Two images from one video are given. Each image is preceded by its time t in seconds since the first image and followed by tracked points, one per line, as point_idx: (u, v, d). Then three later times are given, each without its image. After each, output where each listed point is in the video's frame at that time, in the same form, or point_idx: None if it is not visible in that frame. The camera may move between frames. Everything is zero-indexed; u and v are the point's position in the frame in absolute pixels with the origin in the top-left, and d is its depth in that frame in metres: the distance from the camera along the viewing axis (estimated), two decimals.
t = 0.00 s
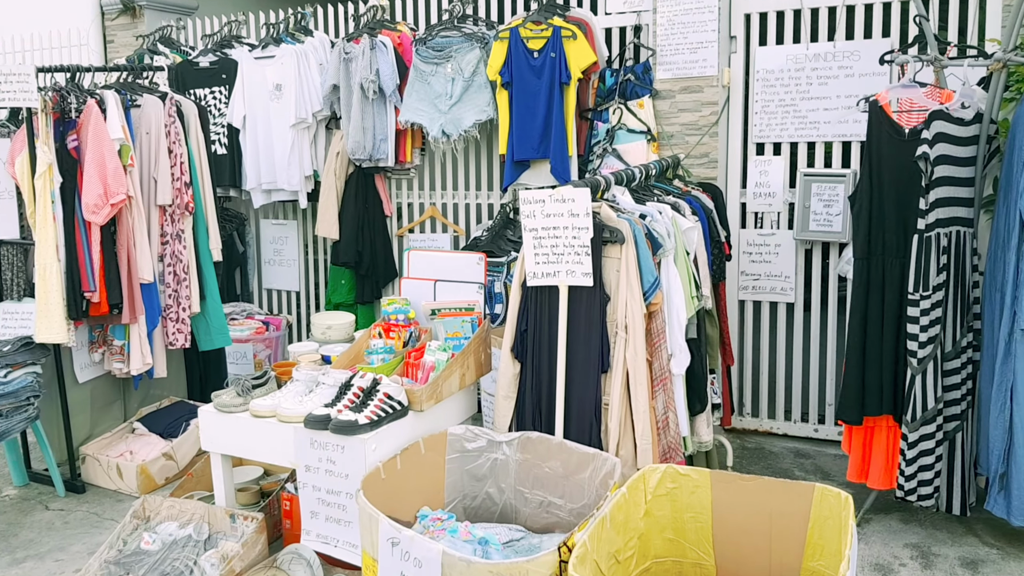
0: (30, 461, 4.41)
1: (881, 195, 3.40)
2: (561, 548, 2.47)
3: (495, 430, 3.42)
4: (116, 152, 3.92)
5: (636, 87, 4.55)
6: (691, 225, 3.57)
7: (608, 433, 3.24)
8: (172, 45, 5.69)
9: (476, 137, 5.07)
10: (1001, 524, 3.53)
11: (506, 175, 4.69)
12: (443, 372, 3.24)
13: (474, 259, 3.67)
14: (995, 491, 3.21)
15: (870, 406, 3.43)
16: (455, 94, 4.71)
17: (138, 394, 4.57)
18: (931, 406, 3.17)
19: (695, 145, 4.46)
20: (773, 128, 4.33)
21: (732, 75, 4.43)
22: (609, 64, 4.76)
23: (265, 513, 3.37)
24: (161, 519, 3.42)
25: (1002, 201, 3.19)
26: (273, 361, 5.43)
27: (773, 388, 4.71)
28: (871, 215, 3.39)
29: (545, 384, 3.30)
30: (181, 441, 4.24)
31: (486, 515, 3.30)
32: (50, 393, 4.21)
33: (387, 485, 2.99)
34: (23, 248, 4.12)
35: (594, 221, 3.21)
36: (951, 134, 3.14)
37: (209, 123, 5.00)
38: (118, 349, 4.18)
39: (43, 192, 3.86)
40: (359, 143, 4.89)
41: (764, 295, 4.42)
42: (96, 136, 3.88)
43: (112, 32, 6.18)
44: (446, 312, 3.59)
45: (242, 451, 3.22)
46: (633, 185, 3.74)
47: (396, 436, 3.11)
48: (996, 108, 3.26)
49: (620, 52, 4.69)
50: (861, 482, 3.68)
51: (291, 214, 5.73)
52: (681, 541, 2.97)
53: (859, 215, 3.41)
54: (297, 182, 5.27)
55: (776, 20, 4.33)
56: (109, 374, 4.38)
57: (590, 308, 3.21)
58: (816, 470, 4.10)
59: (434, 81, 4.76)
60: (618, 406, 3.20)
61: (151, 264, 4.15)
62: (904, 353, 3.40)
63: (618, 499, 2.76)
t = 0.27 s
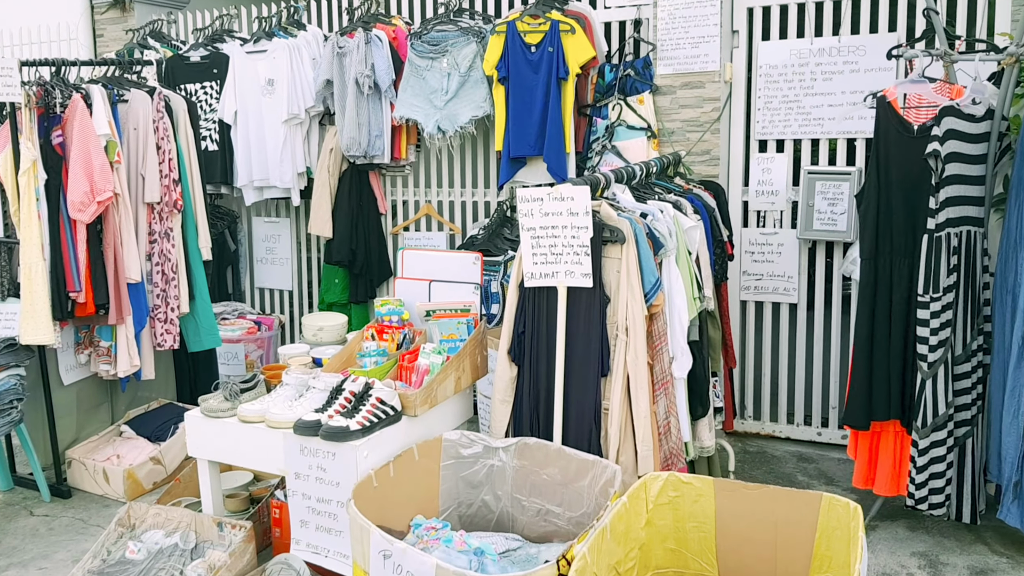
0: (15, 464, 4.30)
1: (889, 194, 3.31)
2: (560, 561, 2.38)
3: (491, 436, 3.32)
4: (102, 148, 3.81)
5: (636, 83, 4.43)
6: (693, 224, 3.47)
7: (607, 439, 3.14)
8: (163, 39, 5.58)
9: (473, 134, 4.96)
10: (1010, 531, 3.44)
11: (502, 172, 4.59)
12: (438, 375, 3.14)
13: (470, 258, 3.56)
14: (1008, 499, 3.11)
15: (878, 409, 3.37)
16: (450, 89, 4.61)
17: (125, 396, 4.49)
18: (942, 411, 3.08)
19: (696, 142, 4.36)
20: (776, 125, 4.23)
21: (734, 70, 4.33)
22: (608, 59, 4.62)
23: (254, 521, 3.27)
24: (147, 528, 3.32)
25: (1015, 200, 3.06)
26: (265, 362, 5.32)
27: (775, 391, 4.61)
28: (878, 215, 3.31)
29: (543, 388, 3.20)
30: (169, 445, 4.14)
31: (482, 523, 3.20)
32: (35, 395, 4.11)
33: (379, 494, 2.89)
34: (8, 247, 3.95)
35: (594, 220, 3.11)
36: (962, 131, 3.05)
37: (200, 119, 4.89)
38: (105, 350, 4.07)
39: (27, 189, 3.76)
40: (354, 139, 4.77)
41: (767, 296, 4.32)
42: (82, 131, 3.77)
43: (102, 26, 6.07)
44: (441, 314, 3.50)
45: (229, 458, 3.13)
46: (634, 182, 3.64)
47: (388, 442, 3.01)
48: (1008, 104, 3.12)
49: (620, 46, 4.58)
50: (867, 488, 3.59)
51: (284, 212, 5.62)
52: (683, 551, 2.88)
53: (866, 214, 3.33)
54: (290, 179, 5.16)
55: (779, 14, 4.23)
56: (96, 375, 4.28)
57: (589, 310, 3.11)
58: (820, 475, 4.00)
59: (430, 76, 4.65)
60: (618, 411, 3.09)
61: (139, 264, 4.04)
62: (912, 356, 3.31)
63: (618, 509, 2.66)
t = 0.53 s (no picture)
0: None
1: (900, 198, 3.21)
2: None
3: (490, 450, 3.20)
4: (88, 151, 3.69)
5: (638, 84, 4.32)
6: (698, 230, 3.36)
7: (611, 454, 3.03)
8: (153, 39, 5.46)
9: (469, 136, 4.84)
10: None
11: (499, 175, 4.47)
12: (435, 388, 3.02)
13: (467, 265, 3.46)
14: None
15: (889, 421, 3.26)
16: (447, 90, 4.49)
17: (114, 406, 4.36)
18: (959, 425, 3.01)
19: (699, 145, 4.26)
20: (781, 127, 4.12)
21: (738, 70, 4.22)
22: (608, 59, 4.50)
23: (244, 539, 3.17)
24: (133, 546, 3.20)
25: None
26: (258, 369, 5.21)
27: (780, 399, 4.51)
28: (888, 220, 3.21)
29: (544, 401, 3.09)
30: (158, 457, 4.02)
31: (481, 541, 3.09)
32: (19, 406, 3.99)
33: (374, 513, 2.78)
34: None
35: (596, 226, 3.00)
36: (978, 134, 2.96)
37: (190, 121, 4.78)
38: (91, 359, 3.95)
39: (11, 195, 3.61)
40: (347, 142, 4.64)
41: (772, 302, 4.21)
42: (66, 134, 3.65)
43: (91, 26, 5.95)
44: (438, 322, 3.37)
45: (218, 474, 3.01)
46: (637, 187, 3.53)
47: (384, 459, 2.89)
48: None
49: (620, 46, 4.46)
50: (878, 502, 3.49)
51: (277, 216, 5.50)
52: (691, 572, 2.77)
53: (877, 220, 3.23)
54: (283, 182, 5.05)
55: (784, 13, 4.13)
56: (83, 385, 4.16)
57: (591, 320, 3.00)
58: (828, 487, 3.90)
59: (426, 77, 4.54)
60: (622, 425, 2.98)
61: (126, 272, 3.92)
62: (925, 366, 3.21)
63: (623, 529, 2.54)
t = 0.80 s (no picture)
0: None
1: (913, 200, 3.11)
2: None
3: (491, 462, 3.09)
4: (74, 155, 3.58)
5: (640, 83, 4.21)
6: (705, 233, 3.25)
7: (616, 466, 2.93)
8: (144, 40, 5.35)
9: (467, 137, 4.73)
10: None
11: (499, 178, 4.36)
12: (433, 399, 2.91)
13: (467, 270, 3.34)
14: None
15: (902, 430, 3.17)
16: (444, 90, 4.38)
17: (105, 416, 4.24)
18: (979, 435, 2.96)
19: (704, 145, 4.16)
20: (787, 127, 4.02)
21: (743, 69, 4.11)
22: (609, 58, 4.39)
23: (236, 557, 3.06)
24: (122, 563, 3.09)
25: None
26: (252, 376, 5.10)
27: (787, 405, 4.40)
28: (901, 222, 3.12)
29: (546, 412, 2.98)
30: (149, 469, 3.91)
31: (482, 557, 2.99)
32: (6, 417, 3.87)
33: (371, 530, 2.68)
34: None
35: (600, 230, 2.89)
36: (996, 134, 2.88)
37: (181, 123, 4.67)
38: (79, 369, 3.84)
39: None
40: (342, 144, 4.54)
41: (779, 306, 4.11)
42: (52, 137, 3.54)
43: (80, 27, 5.83)
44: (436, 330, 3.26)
45: (209, 489, 2.90)
46: (641, 189, 3.43)
47: (380, 473, 2.78)
48: None
49: (621, 45, 4.35)
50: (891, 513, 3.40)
51: (271, 219, 5.39)
52: None
53: (889, 222, 3.13)
54: (277, 185, 4.92)
55: (790, 10, 4.03)
56: (72, 395, 4.05)
57: (595, 327, 2.89)
58: (838, 496, 3.79)
59: (422, 77, 4.43)
60: (627, 437, 2.87)
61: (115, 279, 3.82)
62: (940, 373, 3.11)
63: (631, 547, 2.43)
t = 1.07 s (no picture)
0: None
1: (923, 199, 3.03)
2: None
3: (489, 469, 3.00)
4: (60, 153, 3.48)
5: (641, 79, 4.10)
6: (708, 232, 3.16)
7: (618, 473, 2.84)
8: (135, 37, 5.25)
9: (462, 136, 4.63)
10: None
11: (497, 176, 4.27)
12: (429, 404, 2.82)
13: (464, 271, 3.23)
14: None
15: (912, 435, 3.09)
16: (441, 87, 4.29)
17: (94, 420, 4.15)
18: (994, 440, 2.89)
19: (706, 142, 4.05)
20: (791, 123, 3.94)
21: (746, 64, 4.02)
22: (609, 54, 4.30)
23: (226, 566, 2.97)
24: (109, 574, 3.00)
25: None
26: (246, 379, 5.01)
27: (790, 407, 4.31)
28: (911, 222, 3.03)
29: (546, 417, 2.89)
30: (139, 475, 3.82)
31: (480, 567, 2.90)
32: None
33: (364, 541, 2.59)
34: None
35: (601, 230, 2.80)
36: (1010, 129, 2.79)
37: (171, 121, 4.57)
38: (67, 373, 3.74)
39: None
40: (336, 142, 4.47)
41: (783, 307, 4.02)
42: (37, 135, 3.44)
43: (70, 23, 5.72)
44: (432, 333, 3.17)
45: (198, 498, 2.81)
46: (642, 188, 3.34)
47: (375, 481, 2.69)
48: None
49: (621, 40, 4.25)
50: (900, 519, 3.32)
51: (265, 219, 5.29)
52: None
53: (898, 222, 3.05)
54: (270, 184, 4.84)
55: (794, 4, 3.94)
56: (60, 400, 3.95)
57: (596, 330, 2.81)
58: (843, 501, 3.70)
59: (418, 74, 4.34)
60: (630, 443, 2.78)
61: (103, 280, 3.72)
62: (950, 376, 3.03)
63: (635, 558, 2.34)
